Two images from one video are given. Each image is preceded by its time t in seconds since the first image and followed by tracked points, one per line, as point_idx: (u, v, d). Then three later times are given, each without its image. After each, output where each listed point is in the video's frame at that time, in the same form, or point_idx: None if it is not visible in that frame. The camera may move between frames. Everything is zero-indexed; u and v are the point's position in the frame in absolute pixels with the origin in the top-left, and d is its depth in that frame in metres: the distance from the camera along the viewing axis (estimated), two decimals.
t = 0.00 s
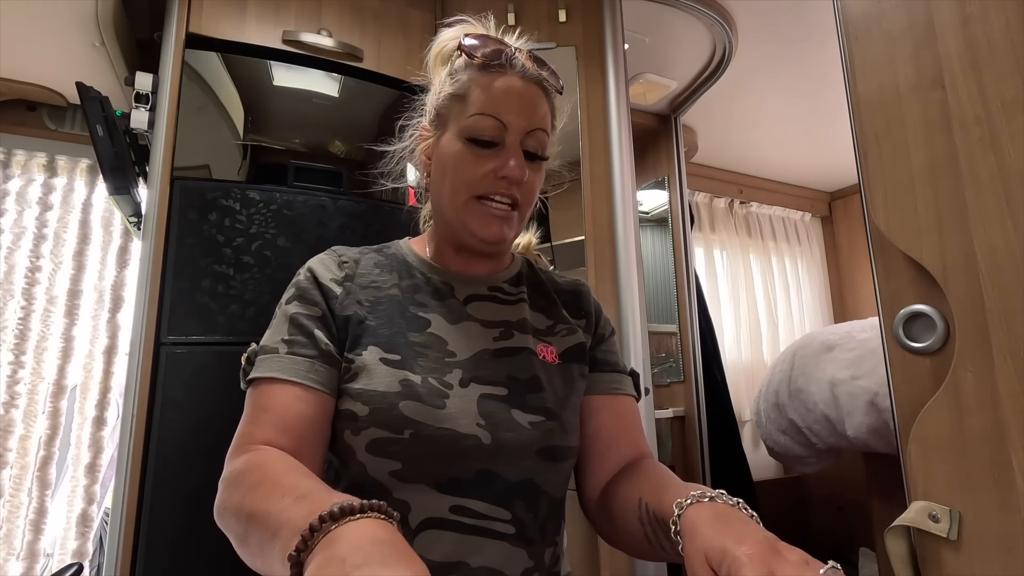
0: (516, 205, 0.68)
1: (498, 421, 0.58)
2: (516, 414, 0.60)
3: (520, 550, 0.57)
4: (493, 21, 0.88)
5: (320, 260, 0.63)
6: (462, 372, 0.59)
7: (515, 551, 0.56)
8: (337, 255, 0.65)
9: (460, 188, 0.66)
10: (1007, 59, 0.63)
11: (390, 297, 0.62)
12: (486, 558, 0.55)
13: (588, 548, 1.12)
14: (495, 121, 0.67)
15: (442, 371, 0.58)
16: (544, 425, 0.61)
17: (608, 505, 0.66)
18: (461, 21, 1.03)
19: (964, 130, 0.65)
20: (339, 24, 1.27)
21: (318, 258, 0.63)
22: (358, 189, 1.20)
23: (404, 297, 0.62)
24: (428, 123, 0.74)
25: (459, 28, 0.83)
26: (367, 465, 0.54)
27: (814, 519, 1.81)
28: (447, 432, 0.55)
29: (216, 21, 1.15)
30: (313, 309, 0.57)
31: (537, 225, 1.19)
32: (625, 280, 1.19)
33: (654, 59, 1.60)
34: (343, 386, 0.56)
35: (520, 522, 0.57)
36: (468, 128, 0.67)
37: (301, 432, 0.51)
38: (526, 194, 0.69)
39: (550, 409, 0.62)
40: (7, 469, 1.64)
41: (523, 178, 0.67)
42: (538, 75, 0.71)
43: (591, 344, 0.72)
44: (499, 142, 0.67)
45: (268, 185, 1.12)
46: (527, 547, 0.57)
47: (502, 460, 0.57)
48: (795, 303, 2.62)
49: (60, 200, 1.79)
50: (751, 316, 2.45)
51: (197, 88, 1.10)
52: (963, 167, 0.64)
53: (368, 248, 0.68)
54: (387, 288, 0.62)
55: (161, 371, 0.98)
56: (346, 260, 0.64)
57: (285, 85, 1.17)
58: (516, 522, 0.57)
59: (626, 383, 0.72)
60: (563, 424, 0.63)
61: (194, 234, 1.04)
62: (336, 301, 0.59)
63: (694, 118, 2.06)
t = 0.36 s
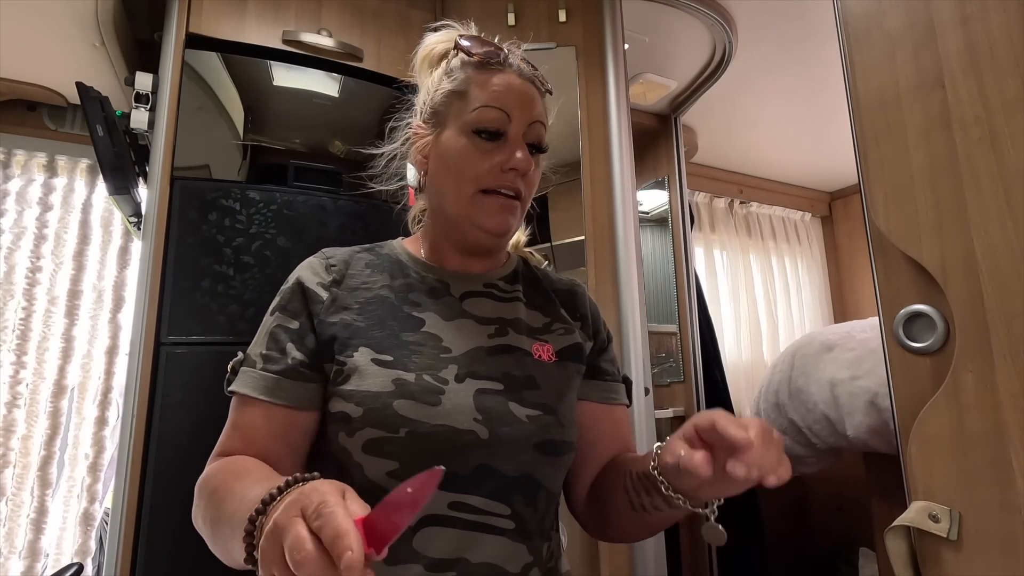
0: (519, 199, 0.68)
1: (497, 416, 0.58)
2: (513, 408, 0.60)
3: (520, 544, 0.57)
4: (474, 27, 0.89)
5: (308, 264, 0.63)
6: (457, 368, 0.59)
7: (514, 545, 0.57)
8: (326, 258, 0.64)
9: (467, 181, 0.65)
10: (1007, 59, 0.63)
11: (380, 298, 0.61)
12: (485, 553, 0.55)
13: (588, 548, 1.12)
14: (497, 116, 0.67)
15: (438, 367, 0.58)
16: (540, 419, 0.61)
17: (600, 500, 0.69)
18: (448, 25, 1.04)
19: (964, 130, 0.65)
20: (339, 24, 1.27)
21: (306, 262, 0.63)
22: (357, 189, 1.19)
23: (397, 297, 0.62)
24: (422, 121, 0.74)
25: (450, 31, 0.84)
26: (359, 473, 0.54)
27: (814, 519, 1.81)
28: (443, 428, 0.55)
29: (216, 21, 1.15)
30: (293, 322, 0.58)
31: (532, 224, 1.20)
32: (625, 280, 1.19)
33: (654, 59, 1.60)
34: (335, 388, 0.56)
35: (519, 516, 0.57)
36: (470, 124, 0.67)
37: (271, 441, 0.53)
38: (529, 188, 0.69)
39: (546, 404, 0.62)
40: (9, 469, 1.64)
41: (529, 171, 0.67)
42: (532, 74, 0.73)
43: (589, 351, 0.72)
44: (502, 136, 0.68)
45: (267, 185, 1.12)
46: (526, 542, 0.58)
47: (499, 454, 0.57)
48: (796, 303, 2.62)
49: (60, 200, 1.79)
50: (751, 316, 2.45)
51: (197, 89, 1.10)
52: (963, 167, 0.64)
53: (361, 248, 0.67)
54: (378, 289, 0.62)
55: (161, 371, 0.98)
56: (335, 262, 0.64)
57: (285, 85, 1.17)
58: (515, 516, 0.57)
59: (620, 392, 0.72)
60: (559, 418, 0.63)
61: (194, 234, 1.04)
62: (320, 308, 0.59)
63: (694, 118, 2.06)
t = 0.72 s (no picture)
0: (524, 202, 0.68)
1: (491, 409, 0.57)
2: (502, 398, 0.58)
3: (517, 536, 0.56)
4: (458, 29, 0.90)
5: (302, 270, 0.63)
6: (447, 361, 0.58)
7: (511, 538, 0.55)
8: (318, 263, 0.64)
9: (475, 185, 0.65)
10: (1007, 59, 0.63)
11: (373, 297, 0.61)
12: (482, 546, 0.54)
13: (588, 546, 1.13)
14: (502, 119, 0.67)
15: (427, 361, 0.58)
16: (529, 408, 0.59)
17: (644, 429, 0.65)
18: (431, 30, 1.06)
19: (964, 130, 0.65)
20: (339, 24, 1.27)
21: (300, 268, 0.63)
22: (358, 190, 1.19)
23: (389, 297, 0.62)
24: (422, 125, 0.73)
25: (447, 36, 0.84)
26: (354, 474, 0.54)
27: (814, 519, 1.81)
28: (434, 422, 0.55)
29: (217, 21, 1.15)
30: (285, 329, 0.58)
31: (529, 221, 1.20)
32: (625, 279, 1.19)
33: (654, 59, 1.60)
34: (328, 386, 0.57)
35: (514, 508, 0.56)
36: (476, 127, 0.66)
37: (268, 457, 0.56)
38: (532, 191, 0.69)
39: (538, 392, 0.61)
40: (8, 469, 1.64)
41: (536, 174, 0.67)
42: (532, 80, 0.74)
43: (592, 327, 0.68)
44: (507, 139, 0.67)
45: (268, 185, 1.12)
46: (523, 534, 0.56)
47: (492, 446, 0.56)
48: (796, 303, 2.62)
49: (60, 200, 1.79)
50: (750, 316, 2.46)
51: (197, 89, 1.10)
52: (963, 167, 0.64)
53: (355, 251, 0.67)
54: (369, 289, 0.62)
55: (160, 371, 0.98)
56: (327, 266, 0.64)
57: (285, 85, 1.18)
58: (511, 508, 0.56)
59: (636, 330, 0.69)
60: (551, 407, 0.61)
61: (193, 234, 1.04)
62: (312, 311, 0.59)
63: (694, 118, 2.06)
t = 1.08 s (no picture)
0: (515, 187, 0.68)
1: (481, 426, 0.57)
2: (493, 418, 0.58)
3: (498, 559, 0.54)
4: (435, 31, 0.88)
5: (313, 267, 0.66)
6: (443, 377, 0.58)
7: (493, 560, 0.54)
8: (329, 262, 0.67)
9: (460, 174, 0.66)
10: (1007, 59, 0.63)
11: (377, 302, 0.63)
12: (462, 565, 0.53)
13: (588, 547, 1.13)
14: (480, 107, 0.68)
15: (422, 375, 0.58)
16: (519, 429, 0.58)
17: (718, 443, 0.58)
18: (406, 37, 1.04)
19: (964, 130, 0.65)
20: (339, 24, 1.27)
21: (312, 265, 0.66)
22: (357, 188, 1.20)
23: (393, 301, 0.63)
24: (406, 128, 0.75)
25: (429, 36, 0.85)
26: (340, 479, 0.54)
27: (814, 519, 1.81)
28: (421, 436, 0.55)
29: (217, 21, 1.15)
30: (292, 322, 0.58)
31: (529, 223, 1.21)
32: (625, 279, 1.19)
33: (653, 59, 1.60)
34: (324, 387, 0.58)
35: (498, 530, 0.55)
36: (454, 119, 0.68)
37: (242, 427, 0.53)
38: (522, 175, 0.69)
39: (533, 416, 0.59)
40: (8, 469, 1.64)
41: (520, 155, 0.67)
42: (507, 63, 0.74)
43: (601, 340, 0.66)
44: (487, 126, 0.68)
45: (268, 185, 1.12)
46: (506, 555, 0.55)
47: (477, 466, 0.55)
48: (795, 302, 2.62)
49: (60, 200, 1.79)
50: (750, 316, 2.45)
51: (196, 89, 1.10)
52: (963, 167, 0.64)
53: (365, 251, 0.69)
54: (374, 293, 0.64)
55: (160, 371, 0.98)
56: (337, 265, 0.66)
57: (285, 85, 1.18)
58: (494, 529, 0.55)
59: (659, 337, 0.66)
60: (543, 431, 0.59)
61: (194, 234, 1.04)
62: (320, 308, 0.61)
63: (694, 118, 2.06)
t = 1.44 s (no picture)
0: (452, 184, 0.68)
1: (489, 403, 0.59)
2: (496, 396, 0.60)
3: (501, 537, 0.55)
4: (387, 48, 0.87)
5: (348, 244, 0.71)
6: (453, 352, 0.61)
7: (496, 539, 0.55)
8: (361, 245, 0.73)
9: (399, 194, 0.68)
10: (1007, 59, 0.63)
11: (398, 275, 0.67)
12: (466, 543, 0.54)
13: (588, 546, 1.12)
14: (394, 123, 0.68)
15: (434, 352, 0.61)
16: (525, 410, 0.59)
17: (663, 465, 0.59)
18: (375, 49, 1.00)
19: (964, 130, 0.65)
20: (339, 24, 1.27)
21: (344, 246, 0.71)
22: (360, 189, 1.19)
23: (411, 276, 0.67)
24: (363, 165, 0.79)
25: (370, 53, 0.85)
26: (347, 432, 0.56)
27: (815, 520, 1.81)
28: (433, 407, 0.58)
29: (217, 21, 1.15)
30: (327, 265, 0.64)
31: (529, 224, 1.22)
32: (625, 279, 1.19)
33: (654, 59, 1.61)
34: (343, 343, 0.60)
35: (501, 508, 0.56)
36: (377, 143, 0.68)
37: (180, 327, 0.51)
38: (457, 171, 0.68)
39: (534, 395, 0.60)
40: (7, 469, 1.64)
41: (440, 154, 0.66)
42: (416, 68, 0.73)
43: (588, 332, 0.67)
44: (408, 139, 0.68)
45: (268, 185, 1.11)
46: (509, 535, 0.56)
47: (483, 443, 0.57)
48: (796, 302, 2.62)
49: (60, 200, 1.79)
50: (751, 316, 2.45)
51: (197, 89, 1.10)
52: (963, 167, 0.64)
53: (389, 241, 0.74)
54: (396, 267, 0.67)
55: (160, 371, 0.98)
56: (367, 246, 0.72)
57: (286, 85, 1.18)
58: (497, 508, 0.56)
59: (638, 349, 0.67)
60: (547, 411, 0.60)
61: (194, 235, 1.03)
62: (347, 271, 0.65)
63: (694, 118, 2.06)
